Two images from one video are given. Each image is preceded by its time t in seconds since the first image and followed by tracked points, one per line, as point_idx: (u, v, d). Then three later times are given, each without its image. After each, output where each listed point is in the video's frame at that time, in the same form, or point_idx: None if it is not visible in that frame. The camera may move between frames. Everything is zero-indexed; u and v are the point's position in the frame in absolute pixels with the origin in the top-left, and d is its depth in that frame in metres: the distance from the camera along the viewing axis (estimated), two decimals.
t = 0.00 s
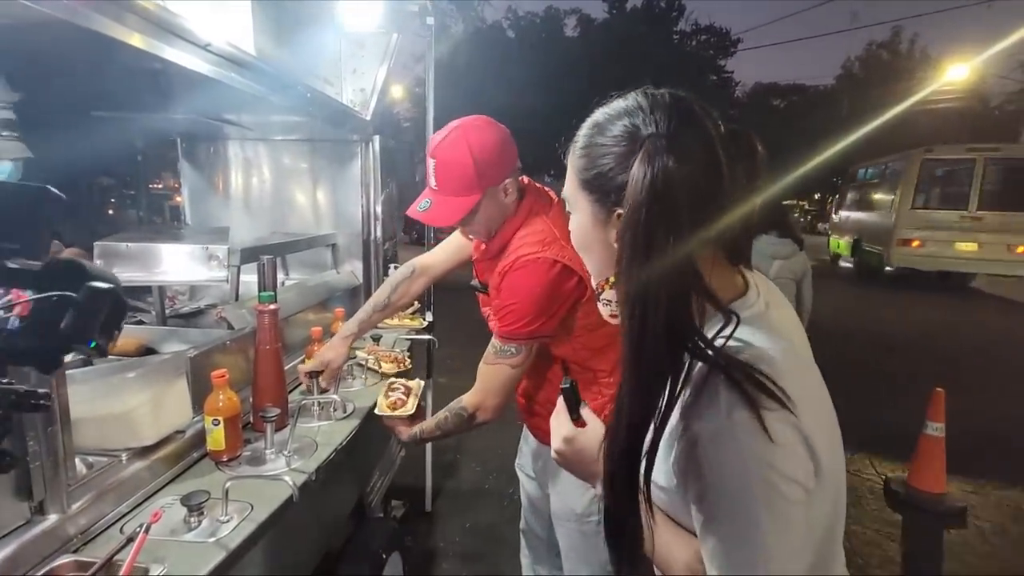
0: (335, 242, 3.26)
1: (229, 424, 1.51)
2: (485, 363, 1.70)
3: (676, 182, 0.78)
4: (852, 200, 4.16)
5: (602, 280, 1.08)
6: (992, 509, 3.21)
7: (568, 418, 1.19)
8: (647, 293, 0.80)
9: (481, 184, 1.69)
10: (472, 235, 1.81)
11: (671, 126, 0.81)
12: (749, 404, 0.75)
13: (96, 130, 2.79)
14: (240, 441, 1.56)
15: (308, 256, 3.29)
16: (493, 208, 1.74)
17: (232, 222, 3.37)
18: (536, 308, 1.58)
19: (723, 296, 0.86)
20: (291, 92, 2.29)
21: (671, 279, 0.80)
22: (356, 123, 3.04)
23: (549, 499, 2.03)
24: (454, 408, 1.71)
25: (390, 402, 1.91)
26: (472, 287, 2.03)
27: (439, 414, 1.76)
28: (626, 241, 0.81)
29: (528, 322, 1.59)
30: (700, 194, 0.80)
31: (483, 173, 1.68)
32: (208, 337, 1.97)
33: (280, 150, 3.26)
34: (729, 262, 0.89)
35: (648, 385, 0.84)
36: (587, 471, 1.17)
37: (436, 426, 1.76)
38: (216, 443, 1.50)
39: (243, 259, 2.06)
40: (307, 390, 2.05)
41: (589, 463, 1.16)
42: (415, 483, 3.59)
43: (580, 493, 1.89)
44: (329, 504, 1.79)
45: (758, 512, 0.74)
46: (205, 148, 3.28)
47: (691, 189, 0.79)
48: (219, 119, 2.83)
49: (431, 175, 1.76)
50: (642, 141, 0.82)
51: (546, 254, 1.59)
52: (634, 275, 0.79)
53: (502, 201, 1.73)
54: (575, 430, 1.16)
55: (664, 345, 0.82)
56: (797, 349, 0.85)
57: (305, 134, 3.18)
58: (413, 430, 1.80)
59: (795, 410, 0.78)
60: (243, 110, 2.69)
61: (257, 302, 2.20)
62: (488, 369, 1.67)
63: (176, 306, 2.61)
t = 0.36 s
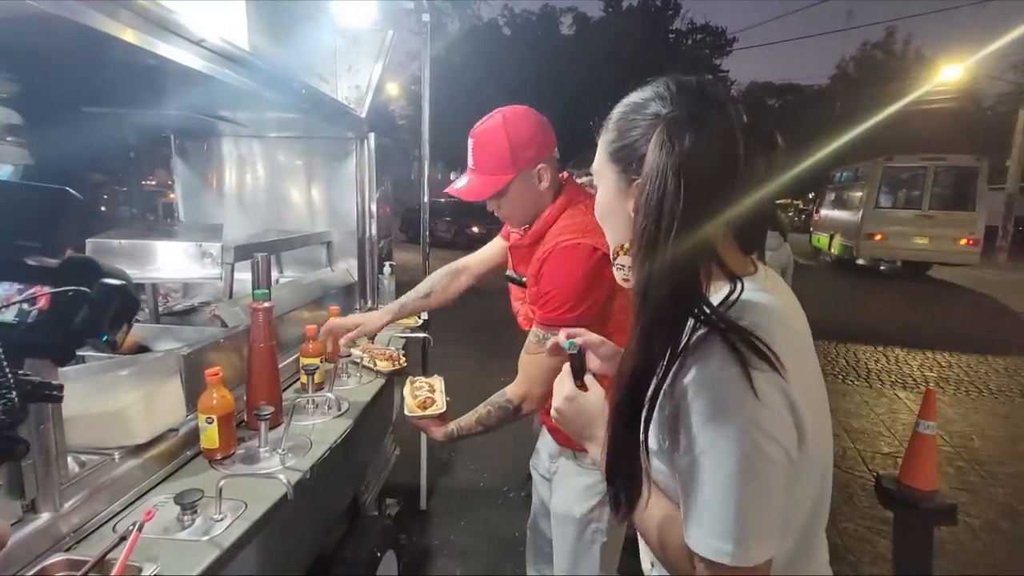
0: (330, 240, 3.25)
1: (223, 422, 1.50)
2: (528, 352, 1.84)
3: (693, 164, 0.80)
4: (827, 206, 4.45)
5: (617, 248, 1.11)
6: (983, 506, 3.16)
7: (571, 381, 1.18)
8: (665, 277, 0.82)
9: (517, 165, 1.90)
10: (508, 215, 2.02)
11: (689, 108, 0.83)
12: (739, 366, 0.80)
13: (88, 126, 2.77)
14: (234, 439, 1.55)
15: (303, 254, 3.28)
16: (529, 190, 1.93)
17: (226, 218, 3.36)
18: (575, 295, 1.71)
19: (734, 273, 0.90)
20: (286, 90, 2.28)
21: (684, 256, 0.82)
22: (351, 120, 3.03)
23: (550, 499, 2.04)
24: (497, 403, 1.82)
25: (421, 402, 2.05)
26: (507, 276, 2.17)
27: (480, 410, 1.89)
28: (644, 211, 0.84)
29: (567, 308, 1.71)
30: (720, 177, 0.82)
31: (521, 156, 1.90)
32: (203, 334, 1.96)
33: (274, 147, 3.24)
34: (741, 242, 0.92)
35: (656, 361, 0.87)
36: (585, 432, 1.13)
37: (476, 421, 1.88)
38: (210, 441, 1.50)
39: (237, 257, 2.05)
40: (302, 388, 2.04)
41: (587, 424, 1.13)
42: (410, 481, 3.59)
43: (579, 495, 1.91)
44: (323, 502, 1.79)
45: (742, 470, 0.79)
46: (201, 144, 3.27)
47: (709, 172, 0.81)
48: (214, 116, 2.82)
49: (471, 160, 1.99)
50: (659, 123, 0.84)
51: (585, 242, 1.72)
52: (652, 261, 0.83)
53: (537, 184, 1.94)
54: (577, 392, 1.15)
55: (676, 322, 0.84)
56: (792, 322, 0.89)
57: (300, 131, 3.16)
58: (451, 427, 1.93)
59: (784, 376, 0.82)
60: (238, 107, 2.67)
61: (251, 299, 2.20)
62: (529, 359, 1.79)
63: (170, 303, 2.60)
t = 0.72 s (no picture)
0: (325, 238, 3.24)
1: (215, 421, 1.49)
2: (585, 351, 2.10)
3: (704, 155, 0.93)
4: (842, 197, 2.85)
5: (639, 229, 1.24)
6: (975, 503, 3.16)
7: (586, 349, 1.24)
8: (674, 253, 0.97)
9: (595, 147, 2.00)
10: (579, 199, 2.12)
11: (708, 102, 0.94)
12: (737, 332, 0.91)
13: (79, 124, 2.75)
14: (227, 438, 1.55)
15: (298, 253, 3.28)
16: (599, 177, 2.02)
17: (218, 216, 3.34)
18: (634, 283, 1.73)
19: (746, 251, 1.01)
20: (279, 87, 2.26)
21: (695, 237, 0.96)
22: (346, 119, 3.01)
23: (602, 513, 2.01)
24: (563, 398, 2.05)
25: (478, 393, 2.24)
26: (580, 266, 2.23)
27: (547, 406, 2.14)
28: (661, 198, 0.98)
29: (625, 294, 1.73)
30: (730, 167, 0.94)
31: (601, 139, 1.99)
32: (197, 333, 1.96)
33: (268, 144, 3.22)
34: (757, 226, 1.02)
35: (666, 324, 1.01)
36: (590, 396, 1.20)
37: (542, 416, 2.11)
38: (203, 440, 1.49)
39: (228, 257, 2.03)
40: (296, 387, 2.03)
41: (595, 389, 1.19)
42: (406, 479, 3.59)
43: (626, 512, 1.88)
44: (316, 501, 1.78)
45: (734, 426, 0.88)
46: (196, 143, 3.25)
47: (719, 162, 0.93)
48: (208, 113, 2.81)
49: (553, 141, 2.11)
50: (678, 114, 0.96)
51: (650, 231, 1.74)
52: (664, 239, 0.98)
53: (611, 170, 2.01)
54: (590, 359, 1.21)
55: (684, 289, 0.99)
56: (792, 301, 1.00)
57: (293, 129, 3.15)
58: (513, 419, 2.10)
59: (779, 346, 0.92)
60: (232, 104, 2.66)
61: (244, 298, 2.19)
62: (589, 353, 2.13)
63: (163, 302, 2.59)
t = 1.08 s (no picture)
0: (318, 238, 3.23)
1: (206, 422, 1.49)
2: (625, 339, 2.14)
3: (717, 155, 0.96)
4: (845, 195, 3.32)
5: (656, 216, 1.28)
6: (967, 500, 3.14)
7: (600, 329, 1.27)
8: (679, 243, 1.02)
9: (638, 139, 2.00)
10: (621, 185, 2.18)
11: (724, 104, 0.96)
12: (724, 308, 0.92)
13: (69, 122, 2.72)
14: (218, 440, 1.54)
15: (291, 252, 3.28)
16: (638, 165, 2.07)
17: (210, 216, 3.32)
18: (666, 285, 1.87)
19: (752, 244, 1.04)
20: (270, 85, 2.24)
21: (702, 232, 1.01)
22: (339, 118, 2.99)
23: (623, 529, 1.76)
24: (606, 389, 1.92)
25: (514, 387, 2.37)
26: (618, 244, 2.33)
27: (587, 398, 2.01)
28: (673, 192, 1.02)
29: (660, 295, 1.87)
30: (741, 166, 0.96)
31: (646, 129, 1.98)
32: (187, 333, 1.95)
33: (260, 143, 3.20)
34: (765, 223, 1.05)
35: (668, 304, 1.07)
36: (602, 372, 1.22)
37: (581, 408, 1.99)
38: (193, 441, 1.48)
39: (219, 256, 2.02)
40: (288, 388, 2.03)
41: (604, 366, 1.22)
42: (400, 479, 3.58)
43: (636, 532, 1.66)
44: (309, 500, 1.78)
45: (717, 401, 0.89)
46: (188, 142, 3.23)
47: (730, 162, 0.96)
48: (200, 112, 2.79)
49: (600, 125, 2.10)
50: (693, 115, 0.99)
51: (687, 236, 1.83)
52: (671, 231, 1.03)
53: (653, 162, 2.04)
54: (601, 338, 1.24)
55: (686, 275, 1.04)
56: (792, 288, 1.00)
57: (285, 129, 3.13)
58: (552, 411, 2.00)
59: (767, 325, 0.92)
60: (224, 103, 2.64)
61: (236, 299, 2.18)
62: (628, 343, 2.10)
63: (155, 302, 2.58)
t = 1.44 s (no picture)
0: (307, 239, 3.21)
1: (190, 425, 1.47)
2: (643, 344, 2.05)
3: (716, 158, 0.97)
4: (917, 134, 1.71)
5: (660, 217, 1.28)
6: (954, 497, 3.34)
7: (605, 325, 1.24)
8: (677, 241, 1.02)
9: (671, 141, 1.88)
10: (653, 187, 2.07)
11: (728, 108, 0.97)
12: (711, 306, 0.93)
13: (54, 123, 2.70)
14: (202, 444, 1.52)
15: (280, 253, 3.27)
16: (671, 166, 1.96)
17: (198, 217, 3.30)
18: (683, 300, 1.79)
19: (750, 246, 1.04)
20: (256, 86, 2.22)
21: (699, 232, 1.01)
22: (327, 118, 2.96)
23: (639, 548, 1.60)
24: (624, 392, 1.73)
25: (532, 385, 2.37)
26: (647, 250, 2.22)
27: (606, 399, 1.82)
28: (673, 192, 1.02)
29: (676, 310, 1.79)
30: (741, 169, 0.97)
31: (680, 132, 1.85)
32: (173, 335, 1.93)
33: (250, 144, 3.18)
34: (766, 226, 1.04)
35: (666, 300, 1.06)
36: (606, 367, 1.19)
37: (600, 410, 1.79)
38: (177, 444, 1.46)
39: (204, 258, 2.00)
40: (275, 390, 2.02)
41: (609, 361, 1.18)
42: (392, 481, 3.56)
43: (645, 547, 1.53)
44: (298, 504, 1.75)
45: (702, 398, 0.90)
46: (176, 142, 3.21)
47: (730, 165, 0.97)
48: (189, 113, 2.77)
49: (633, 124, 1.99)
50: (695, 118, 1.00)
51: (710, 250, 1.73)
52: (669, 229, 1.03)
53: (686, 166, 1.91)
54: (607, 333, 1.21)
55: (681, 274, 1.04)
56: (789, 290, 0.99)
57: (274, 129, 3.12)
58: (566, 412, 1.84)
59: (755, 325, 0.92)
60: (211, 104, 2.62)
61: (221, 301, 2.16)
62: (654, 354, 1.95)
63: (142, 304, 2.56)
